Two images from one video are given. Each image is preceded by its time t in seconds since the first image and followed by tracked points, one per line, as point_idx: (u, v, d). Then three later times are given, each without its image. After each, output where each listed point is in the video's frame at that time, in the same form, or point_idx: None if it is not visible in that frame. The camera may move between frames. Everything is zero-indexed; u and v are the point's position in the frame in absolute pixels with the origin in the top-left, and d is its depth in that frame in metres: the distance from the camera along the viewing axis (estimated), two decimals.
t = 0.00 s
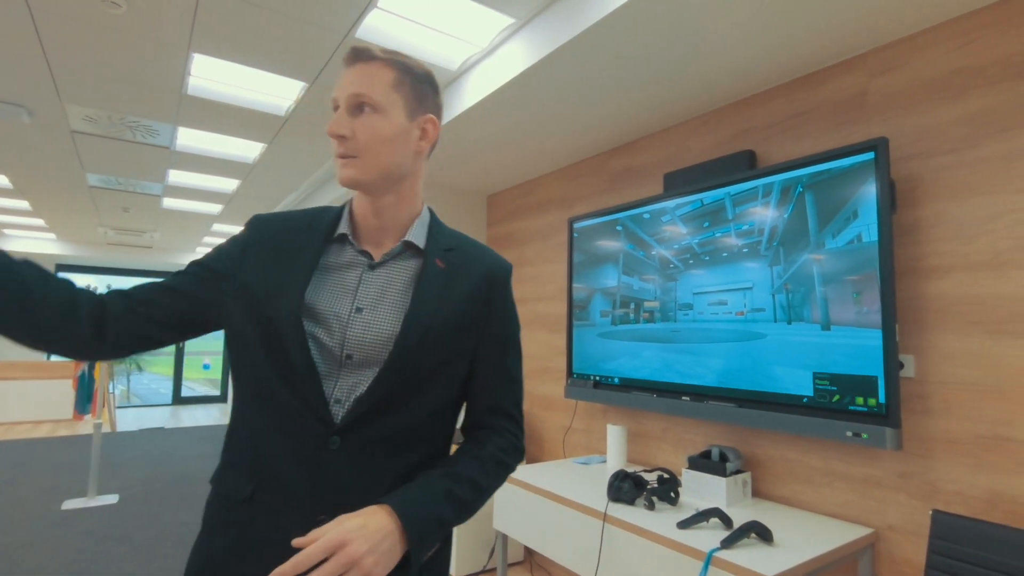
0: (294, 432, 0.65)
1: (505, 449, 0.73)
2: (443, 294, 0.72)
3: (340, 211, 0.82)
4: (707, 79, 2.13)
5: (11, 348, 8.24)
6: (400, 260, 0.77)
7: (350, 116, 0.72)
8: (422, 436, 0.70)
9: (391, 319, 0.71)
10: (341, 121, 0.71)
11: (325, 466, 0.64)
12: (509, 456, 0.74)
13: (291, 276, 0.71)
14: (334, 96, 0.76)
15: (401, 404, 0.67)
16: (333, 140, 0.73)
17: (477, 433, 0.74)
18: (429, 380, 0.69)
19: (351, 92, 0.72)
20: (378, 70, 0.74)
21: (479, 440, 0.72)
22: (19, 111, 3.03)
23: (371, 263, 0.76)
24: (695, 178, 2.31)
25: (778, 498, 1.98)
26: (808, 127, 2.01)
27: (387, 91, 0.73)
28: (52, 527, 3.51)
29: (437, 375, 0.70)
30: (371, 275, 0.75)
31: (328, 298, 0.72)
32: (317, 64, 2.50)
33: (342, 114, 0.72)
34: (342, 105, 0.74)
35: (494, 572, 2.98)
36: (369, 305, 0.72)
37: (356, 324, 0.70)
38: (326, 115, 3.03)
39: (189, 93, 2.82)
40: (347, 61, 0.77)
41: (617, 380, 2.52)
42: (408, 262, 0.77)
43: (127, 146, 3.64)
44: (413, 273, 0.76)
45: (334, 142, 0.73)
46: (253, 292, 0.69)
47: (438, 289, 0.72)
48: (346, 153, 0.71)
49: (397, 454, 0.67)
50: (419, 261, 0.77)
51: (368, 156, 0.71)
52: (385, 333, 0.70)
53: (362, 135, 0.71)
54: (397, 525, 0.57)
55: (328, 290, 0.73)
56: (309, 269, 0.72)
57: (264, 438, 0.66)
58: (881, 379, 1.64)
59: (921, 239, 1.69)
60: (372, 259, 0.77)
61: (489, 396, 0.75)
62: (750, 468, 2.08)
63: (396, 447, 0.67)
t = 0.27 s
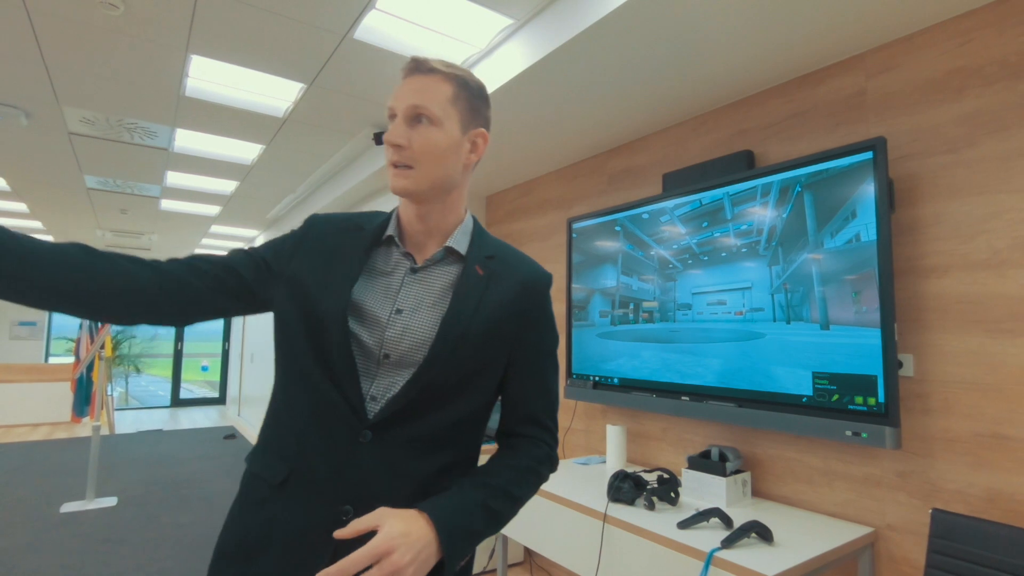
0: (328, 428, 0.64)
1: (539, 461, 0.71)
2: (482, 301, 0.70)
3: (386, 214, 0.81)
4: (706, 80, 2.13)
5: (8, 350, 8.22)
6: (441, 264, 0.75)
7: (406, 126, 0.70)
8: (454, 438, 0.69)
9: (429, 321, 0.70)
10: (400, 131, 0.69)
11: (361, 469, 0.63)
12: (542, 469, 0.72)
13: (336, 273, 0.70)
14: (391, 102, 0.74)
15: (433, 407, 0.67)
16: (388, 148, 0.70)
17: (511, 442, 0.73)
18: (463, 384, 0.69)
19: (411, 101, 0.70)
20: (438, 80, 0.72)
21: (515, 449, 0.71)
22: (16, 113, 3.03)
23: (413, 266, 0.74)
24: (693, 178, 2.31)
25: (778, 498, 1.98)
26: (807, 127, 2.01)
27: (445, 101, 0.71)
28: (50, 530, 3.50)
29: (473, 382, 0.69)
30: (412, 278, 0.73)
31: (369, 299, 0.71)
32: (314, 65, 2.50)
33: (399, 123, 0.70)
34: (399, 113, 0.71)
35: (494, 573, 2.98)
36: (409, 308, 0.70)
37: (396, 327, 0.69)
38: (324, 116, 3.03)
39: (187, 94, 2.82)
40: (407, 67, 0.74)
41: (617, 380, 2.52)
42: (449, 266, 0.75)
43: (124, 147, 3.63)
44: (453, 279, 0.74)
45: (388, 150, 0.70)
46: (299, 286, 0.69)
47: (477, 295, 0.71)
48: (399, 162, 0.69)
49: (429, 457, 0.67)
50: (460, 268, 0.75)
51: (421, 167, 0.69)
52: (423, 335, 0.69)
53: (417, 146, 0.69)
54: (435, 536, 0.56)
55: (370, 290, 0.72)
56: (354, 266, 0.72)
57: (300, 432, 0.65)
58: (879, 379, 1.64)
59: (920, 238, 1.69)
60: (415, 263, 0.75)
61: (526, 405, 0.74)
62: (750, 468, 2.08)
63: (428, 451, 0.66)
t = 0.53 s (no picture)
0: (358, 433, 0.67)
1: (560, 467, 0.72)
2: (504, 308, 0.73)
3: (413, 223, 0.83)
4: (708, 79, 2.13)
5: (14, 352, 8.25)
6: (465, 273, 0.77)
7: (445, 135, 0.74)
8: (480, 443, 0.70)
9: (455, 330, 0.72)
10: (439, 140, 0.73)
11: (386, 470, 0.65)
12: (563, 475, 0.72)
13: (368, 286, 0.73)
14: (429, 110, 0.77)
15: (459, 414, 0.68)
16: (425, 155, 0.74)
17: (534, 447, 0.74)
18: (486, 390, 0.71)
19: (450, 112, 0.74)
20: (476, 93, 0.76)
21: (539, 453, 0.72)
22: (21, 115, 3.04)
23: (439, 274, 0.77)
24: (696, 178, 2.30)
25: (782, 497, 1.98)
26: (810, 126, 2.01)
27: (482, 114, 0.75)
28: (55, 531, 3.51)
29: (493, 387, 0.71)
30: (438, 286, 0.76)
31: (397, 306, 0.73)
32: (316, 67, 2.50)
33: (438, 132, 0.74)
34: (437, 121, 0.75)
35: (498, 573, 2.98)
36: (435, 318, 0.72)
37: (422, 333, 0.71)
38: (327, 117, 3.04)
39: (190, 96, 2.83)
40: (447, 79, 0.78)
41: (620, 379, 2.52)
42: (473, 274, 0.77)
43: (128, 149, 3.64)
44: (478, 288, 0.76)
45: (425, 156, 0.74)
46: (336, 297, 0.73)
47: (501, 305, 0.73)
48: (435, 170, 0.73)
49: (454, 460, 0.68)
50: (484, 275, 0.77)
51: (456, 176, 0.73)
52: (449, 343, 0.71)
53: (454, 156, 0.73)
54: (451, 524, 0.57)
55: (399, 298, 0.74)
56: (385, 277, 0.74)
57: (333, 437, 0.68)
58: (884, 377, 1.64)
59: (925, 237, 1.69)
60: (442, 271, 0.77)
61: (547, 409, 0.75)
62: (754, 467, 2.08)
63: (453, 456, 0.68)
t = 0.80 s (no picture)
0: (376, 431, 0.68)
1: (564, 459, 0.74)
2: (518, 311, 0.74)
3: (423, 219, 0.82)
4: (714, 77, 2.12)
5: (25, 353, 8.34)
6: (479, 273, 0.78)
7: (466, 136, 0.74)
8: (491, 438, 0.72)
9: (469, 332, 0.73)
10: (460, 140, 0.74)
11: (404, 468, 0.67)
12: (557, 469, 0.75)
13: (383, 285, 0.73)
14: (446, 112, 0.78)
15: (473, 413, 0.70)
16: (445, 155, 0.74)
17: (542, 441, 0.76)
18: (498, 389, 0.72)
19: (471, 114, 0.75)
20: (494, 97, 0.77)
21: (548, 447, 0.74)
22: (32, 118, 3.07)
23: (452, 274, 0.77)
24: (702, 176, 2.30)
25: (790, 497, 1.97)
26: (817, 123, 1.99)
27: (500, 118, 0.76)
28: (66, 530, 3.55)
29: (506, 387, 0.72)
30: (452, 286, 0.76)
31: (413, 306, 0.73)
32: (323, 68, 2.52)
33: (458, 133, 0.75)
34: (456, 124, 0.76)
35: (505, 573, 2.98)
36: (449, 319, 0.73)
37: (439, 333, 0.72)
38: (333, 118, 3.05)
39: (198, 98, 2.85)
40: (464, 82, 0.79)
41: (627, 379, 2.51)
42: (486, 275, 0.78)
43: (137, 151, 3.68)
44: (489, 288, 0.77)
45: (444, 156, 0.74)
46: (351, 295, 0.72)
47: (513, 305, 0.74)
48: (456, 169, 0.73)
49: (467, 456, 0.70)
50: (495, 276, 0.78)
51: (476, 176, 0.73)
52: (464, 344, 0.72)
53: (475, 156, 0.73)
54: (455, 506, 0.58)
55: (413, 297, 0.74)
56: (399, 276, 0.73)
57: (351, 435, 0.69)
58: (893, 376, 1.62)
59: (934, 234, 1.67)
60: (454, 270, 0.78)
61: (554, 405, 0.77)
62: (762, 467, 2.07)
63: (466, 453, 0.70)
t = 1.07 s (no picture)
0: (393, 425, 0.69)
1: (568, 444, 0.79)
2: (529, 306, 0.76)
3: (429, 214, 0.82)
4: (723, 71, 2.11)
5: (40, 349, 8.46)
6: (486, 268, 0.79)
7: (479, 135, 0.75)
8: (502, 427, 0.75)
9: (483, 326, 0.74)
10: (473, 139, 0.74)
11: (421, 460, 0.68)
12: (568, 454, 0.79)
13: (394, 279, 0.72)
14: (456, 109, 0.78)
15: (488, 405, 0.72)
16: (458, 152, 0.75)
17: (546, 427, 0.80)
18: (511, 382, 0.74)
19: (484, 113, 0.76)
20: (504, 96, 0.78)
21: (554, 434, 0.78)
22: (46, 118, 3.11)
23: (462, 269, 0.78)
24: (711, 171, 2.29)
25: (799, 493, 1.96)
26: (827, 117, 1.98)
27: (511, 117, 0.77)
28: (82, 523, 3.61)
29: (517, 379, 0.75)
30: (462, 282, 0.77)
31: (427, 301, 0.73)
32: (332, 66, 2.53)
33: (471, 132, 0.75)
34: (468, 122, 0.76)
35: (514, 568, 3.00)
36: (463, 314, 0.74)
37: (455, 330, 0.73)
38: (342, 115, 3.06)
39: (209, 97, 2.87)
40: (474, 80, 0.79)
41: (635, 375, 2.51)
42: (493, 270, 0.79)
43: (149, 150, 3.71)
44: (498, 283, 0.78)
45: (457, 154, 0.74)
46: (360, 290, 0.70)
47: (524, 300, 0.76)
48: (469, 168, 0.74)
49: (480, 445, 0.73)
50: (502, 271, 0.79)
51: (489, 175, 0.74)
52: (479, 339, 0.73)
53: (489, 155, 0.74)
54: (484, 499, 0.62)
55: (426, 293, 0.74)
56: (411, 271, 0.73)
57: (366, 429, 0.69)
58: (903, 371, 1.62)
59: (945, 228, 1.66)
60: (463, 264, 0.78)
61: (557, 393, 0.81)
62: (771, 463, 2.06)
63: (479, 443, 0.72)
